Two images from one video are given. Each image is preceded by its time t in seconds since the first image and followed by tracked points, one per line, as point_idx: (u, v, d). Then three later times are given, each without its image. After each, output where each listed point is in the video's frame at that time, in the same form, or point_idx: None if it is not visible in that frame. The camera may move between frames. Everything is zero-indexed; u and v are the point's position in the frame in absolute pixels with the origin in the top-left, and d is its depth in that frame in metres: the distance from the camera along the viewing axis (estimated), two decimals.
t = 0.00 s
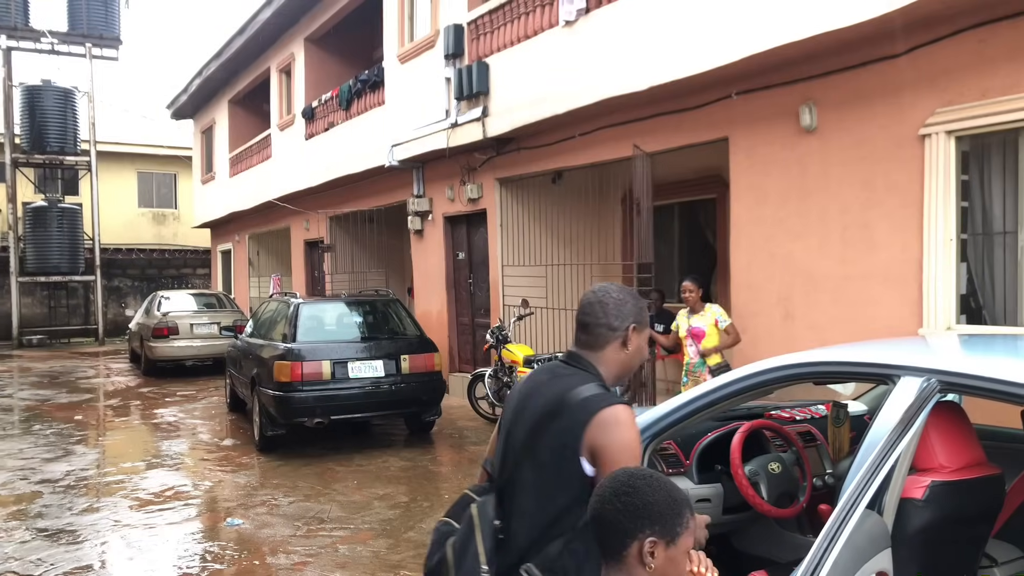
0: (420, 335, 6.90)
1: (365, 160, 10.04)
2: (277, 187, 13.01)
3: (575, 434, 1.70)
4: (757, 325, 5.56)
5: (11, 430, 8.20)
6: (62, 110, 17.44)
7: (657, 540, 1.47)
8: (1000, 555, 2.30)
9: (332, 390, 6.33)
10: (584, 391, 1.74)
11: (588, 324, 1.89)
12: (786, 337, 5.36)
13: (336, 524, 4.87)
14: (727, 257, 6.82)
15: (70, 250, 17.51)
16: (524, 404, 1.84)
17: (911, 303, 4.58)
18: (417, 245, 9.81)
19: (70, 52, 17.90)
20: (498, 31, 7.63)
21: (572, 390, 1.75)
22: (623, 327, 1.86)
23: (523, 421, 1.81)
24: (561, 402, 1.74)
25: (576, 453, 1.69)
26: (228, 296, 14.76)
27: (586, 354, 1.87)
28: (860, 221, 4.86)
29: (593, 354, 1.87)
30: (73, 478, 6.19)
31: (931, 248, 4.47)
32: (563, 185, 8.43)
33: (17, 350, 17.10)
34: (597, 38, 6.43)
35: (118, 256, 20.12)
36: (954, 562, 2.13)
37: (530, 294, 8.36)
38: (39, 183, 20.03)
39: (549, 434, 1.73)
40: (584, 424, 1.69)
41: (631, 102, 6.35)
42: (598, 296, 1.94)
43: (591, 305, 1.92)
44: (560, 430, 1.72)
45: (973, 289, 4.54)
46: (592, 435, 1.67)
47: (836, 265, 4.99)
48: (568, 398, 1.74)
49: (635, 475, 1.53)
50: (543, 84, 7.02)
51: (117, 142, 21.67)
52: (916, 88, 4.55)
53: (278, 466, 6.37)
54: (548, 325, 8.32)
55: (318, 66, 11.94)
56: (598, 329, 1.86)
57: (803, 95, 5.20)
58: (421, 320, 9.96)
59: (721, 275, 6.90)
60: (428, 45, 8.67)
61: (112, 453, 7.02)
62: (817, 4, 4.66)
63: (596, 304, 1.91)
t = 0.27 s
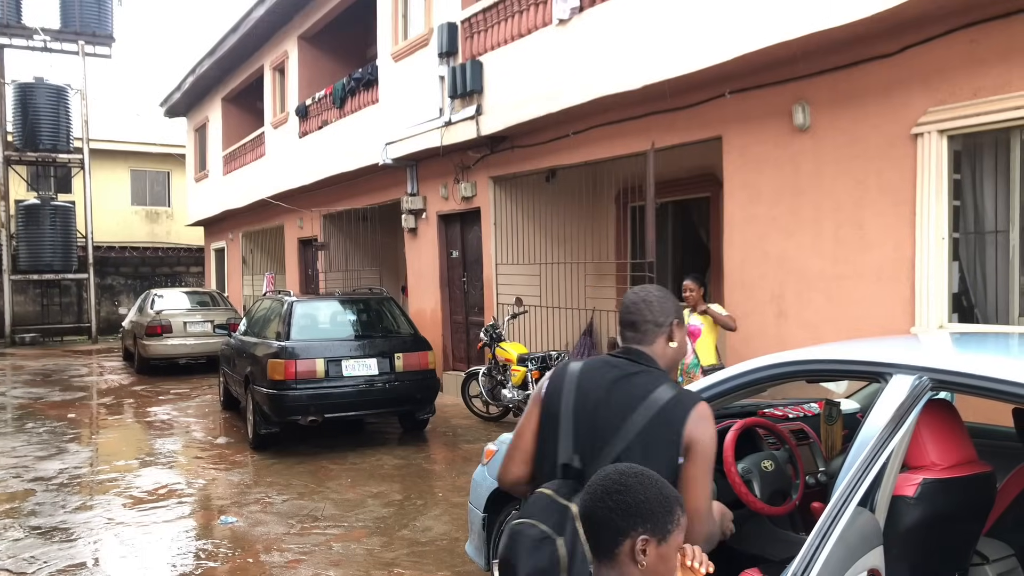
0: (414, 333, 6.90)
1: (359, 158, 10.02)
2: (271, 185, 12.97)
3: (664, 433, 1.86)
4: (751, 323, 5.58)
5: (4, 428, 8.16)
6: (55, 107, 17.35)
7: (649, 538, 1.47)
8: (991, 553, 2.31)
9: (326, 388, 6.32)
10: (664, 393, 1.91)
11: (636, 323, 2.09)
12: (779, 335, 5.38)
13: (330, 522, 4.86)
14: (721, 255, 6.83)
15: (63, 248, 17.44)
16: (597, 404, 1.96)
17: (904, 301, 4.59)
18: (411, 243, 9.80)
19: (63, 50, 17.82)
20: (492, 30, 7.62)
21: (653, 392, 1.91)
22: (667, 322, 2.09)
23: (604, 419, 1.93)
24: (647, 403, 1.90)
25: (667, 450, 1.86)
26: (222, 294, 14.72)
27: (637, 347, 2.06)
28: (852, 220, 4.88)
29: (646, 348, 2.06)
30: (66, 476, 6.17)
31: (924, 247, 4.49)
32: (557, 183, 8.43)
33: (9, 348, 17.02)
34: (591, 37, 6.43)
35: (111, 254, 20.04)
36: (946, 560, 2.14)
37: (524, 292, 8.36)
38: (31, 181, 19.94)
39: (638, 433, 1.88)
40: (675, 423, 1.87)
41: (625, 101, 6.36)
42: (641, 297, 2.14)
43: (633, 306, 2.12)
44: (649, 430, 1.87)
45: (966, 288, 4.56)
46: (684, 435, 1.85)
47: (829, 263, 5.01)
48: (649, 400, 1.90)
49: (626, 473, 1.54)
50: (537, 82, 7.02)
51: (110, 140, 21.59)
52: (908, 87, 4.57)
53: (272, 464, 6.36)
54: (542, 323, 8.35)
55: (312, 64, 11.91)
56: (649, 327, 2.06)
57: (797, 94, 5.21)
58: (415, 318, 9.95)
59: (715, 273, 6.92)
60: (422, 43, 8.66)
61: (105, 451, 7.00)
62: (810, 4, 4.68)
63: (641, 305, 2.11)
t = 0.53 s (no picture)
0: (414, 330, 6.91)
1: (359, 156, 10.03)
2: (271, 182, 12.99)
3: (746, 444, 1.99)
4: (750, 323, 5.59)
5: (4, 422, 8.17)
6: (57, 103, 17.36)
7: (656, 533, 1.50)
8: (988, 553, 2.32)
9: (326, 385, 6.33)
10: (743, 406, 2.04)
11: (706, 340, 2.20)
12: (778, 335, 5.39)
13: (329, 518, 4.88)
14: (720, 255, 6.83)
15: (64, 243, 17.45)
16: (681, 410, 2.03)
17: (904, 302, 4.60)
18: (411, 241, 9.81)
19: (65, 45, 17.82)
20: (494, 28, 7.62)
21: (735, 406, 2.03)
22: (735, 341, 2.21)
23: (692, 428, 2.01)
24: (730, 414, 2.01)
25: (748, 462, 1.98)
26: (222, 291, 14.73)
27: (715, 362, 2.18)
28: (853, 221, 4.88)
29: (718, 364, 2.20)
30: (67, 470, 6.18)
31: (924, 248, 4.49)
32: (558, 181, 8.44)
33: (10, 343, 17.04)
34: (592, 35, 6.43)
35: (112, 250, 20.05)
36: (942, 560, 2.15)
37: (524, 291, 8.37)
38: (32, 176, 19.94)
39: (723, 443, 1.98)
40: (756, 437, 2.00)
41: (626, 100, 6.36)
42: (710, 318, 2.25)
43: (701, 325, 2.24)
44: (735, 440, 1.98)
45: (965, 289, 4.56)
46: (766, 448, 1.99)
47: (830, 264, 5.01)
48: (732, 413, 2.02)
49: (627, 471, 1.57)
50: (538, 81, 7.02)
51: (111, 135, 21.59)
52: (909, 88, 4.57)
53: (272, 461, 6.37)
54: (541, 322, 8.36)
55: (314, 61, 11.91)
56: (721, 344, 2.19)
57: (798, 95, 5.22)
58: (415, 316, 9.96)
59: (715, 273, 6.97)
60: (424, 41, 8.66)
61: (105, 446, 7.01)
62: (811, 4, 4.68)
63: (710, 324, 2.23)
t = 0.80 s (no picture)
0: (405, 333, 6.89)
1: (350, 158, 10.01)
2: (262, 185, 12.94)
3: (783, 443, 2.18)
4: (741, 325, 5.60)
5: None
6: (46, 105, 17.25)
7: (647, 533, 1.53)
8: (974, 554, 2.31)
9: (316, 388, 6.30)
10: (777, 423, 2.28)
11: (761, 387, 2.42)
12: (768, 338, 5.40)
13: (318, 522, 4.85)
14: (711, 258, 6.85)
15: (53, 246, 17.32)
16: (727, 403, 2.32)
17: (892, 304, 4.62)
18: (403, 243, 9.79)
19: (54, 47, 17.72)
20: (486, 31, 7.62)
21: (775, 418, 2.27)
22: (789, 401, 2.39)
23: (743, 418, 2.24)
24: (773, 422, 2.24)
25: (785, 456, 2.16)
26: (213, 293, 14.66)
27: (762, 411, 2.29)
28: (842, 223, 4.90)
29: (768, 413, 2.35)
30: (54, 475, 6.13)
31: (912, 251, 4.51)
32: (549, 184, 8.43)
33: None
34: (583, 38, 6.44)
35: (101, 252, 19.93)
36: (929, 561, 2.15)
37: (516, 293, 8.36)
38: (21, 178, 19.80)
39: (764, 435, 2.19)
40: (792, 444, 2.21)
41: (617, 103, 6.37)
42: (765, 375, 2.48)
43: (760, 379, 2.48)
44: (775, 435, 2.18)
45: (953, 291, 4.58)
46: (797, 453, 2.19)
47: (819, 266, 5.03)
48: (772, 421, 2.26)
49: (612, 473, 1.60)
50: (529, 83, 7.02)
51: (101, 137, 21.48)
52: (898, 92, 4.59)
53: (261, 465, 6.33)
54: (532, 324, 8.35)
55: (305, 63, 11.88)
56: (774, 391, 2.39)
57: (788, 98, 5.24)
58: (406, 319, 9.94)
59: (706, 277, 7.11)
60: (415, 43, 8.66)
61: (93, 451, 6.96)
62: (801, 8, 4.70)
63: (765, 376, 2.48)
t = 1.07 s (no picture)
0: (395, 336, 6.89)
1: (340, 162, 10.00)
2: (251, 189, 12.90)
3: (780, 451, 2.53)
4: (729, 325, 5.63)
5: None
6: (33, 110, 17.14)
7: (632, 530, 1.56)
8: (961, 551, 2.33)
9: (306, 393, 6.29)
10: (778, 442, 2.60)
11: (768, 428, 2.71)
12: (757, 338, 5.43)
13: (309, 526, 4.84)
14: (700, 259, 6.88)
15: (41, 252, 17.21)
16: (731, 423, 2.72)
17: (880, 304, 4.66)
18: (393, 247, 9.78)
19: (41, 52, 17.63)
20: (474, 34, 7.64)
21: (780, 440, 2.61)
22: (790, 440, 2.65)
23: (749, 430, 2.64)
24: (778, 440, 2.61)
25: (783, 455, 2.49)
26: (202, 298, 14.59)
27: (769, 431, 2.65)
28: (829, 224, 4.94)
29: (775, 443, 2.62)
30: (43, 482, 6.09)
31: (899, 251, 4.55)
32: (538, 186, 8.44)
33: None
34: (571, 41, 6.47)
35: (89, 258, 19.81)
36: (917, 558, 2.17)
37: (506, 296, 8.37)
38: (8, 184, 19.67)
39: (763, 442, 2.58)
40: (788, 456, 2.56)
41: (605, 105, 6.40)
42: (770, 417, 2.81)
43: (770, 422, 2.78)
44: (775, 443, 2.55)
45: (940, 291, 4.62)
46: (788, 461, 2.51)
47: (807, 266, 5.06)
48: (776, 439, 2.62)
49: (597, 472, 1.62)
50: (518, 86, 7.04)
51: (89, 143, 21.36)
52: (883, 93, 4.64)
53: (252, 469, 6.31)
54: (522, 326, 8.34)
55: (294, 68, 11.87)
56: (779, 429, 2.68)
57: (774, 100, 5.28)
58: (397, 322, 9.93)
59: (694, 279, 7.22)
60: (403, 47, 8.67)
61: (82, 457, 6.92)
62: (786, 10, 4.74)
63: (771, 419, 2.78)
